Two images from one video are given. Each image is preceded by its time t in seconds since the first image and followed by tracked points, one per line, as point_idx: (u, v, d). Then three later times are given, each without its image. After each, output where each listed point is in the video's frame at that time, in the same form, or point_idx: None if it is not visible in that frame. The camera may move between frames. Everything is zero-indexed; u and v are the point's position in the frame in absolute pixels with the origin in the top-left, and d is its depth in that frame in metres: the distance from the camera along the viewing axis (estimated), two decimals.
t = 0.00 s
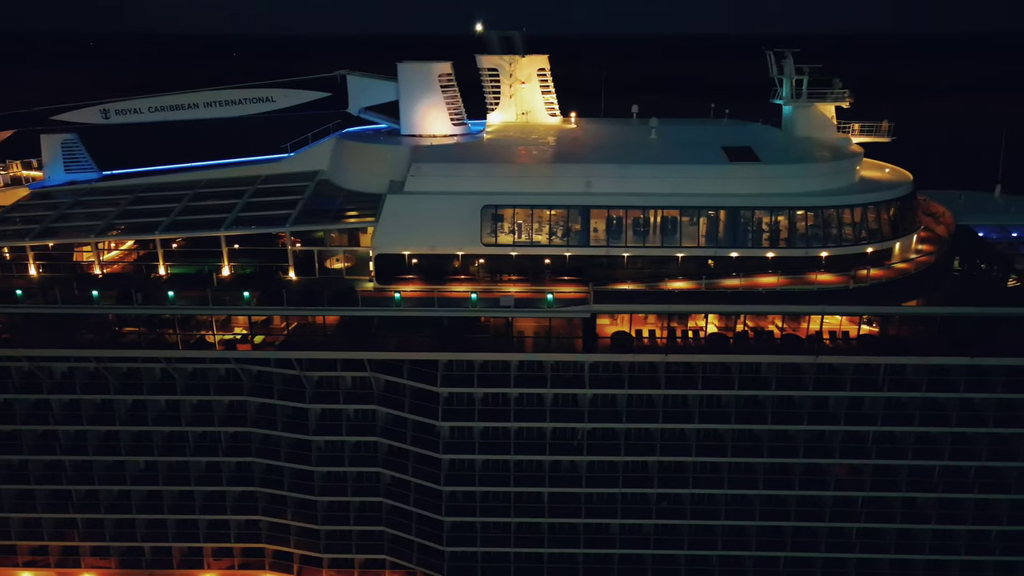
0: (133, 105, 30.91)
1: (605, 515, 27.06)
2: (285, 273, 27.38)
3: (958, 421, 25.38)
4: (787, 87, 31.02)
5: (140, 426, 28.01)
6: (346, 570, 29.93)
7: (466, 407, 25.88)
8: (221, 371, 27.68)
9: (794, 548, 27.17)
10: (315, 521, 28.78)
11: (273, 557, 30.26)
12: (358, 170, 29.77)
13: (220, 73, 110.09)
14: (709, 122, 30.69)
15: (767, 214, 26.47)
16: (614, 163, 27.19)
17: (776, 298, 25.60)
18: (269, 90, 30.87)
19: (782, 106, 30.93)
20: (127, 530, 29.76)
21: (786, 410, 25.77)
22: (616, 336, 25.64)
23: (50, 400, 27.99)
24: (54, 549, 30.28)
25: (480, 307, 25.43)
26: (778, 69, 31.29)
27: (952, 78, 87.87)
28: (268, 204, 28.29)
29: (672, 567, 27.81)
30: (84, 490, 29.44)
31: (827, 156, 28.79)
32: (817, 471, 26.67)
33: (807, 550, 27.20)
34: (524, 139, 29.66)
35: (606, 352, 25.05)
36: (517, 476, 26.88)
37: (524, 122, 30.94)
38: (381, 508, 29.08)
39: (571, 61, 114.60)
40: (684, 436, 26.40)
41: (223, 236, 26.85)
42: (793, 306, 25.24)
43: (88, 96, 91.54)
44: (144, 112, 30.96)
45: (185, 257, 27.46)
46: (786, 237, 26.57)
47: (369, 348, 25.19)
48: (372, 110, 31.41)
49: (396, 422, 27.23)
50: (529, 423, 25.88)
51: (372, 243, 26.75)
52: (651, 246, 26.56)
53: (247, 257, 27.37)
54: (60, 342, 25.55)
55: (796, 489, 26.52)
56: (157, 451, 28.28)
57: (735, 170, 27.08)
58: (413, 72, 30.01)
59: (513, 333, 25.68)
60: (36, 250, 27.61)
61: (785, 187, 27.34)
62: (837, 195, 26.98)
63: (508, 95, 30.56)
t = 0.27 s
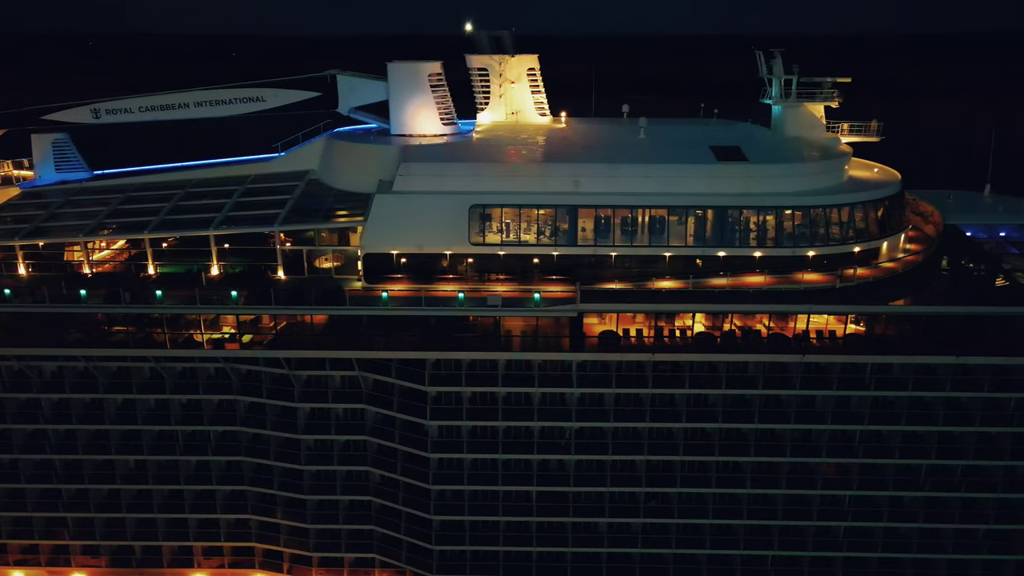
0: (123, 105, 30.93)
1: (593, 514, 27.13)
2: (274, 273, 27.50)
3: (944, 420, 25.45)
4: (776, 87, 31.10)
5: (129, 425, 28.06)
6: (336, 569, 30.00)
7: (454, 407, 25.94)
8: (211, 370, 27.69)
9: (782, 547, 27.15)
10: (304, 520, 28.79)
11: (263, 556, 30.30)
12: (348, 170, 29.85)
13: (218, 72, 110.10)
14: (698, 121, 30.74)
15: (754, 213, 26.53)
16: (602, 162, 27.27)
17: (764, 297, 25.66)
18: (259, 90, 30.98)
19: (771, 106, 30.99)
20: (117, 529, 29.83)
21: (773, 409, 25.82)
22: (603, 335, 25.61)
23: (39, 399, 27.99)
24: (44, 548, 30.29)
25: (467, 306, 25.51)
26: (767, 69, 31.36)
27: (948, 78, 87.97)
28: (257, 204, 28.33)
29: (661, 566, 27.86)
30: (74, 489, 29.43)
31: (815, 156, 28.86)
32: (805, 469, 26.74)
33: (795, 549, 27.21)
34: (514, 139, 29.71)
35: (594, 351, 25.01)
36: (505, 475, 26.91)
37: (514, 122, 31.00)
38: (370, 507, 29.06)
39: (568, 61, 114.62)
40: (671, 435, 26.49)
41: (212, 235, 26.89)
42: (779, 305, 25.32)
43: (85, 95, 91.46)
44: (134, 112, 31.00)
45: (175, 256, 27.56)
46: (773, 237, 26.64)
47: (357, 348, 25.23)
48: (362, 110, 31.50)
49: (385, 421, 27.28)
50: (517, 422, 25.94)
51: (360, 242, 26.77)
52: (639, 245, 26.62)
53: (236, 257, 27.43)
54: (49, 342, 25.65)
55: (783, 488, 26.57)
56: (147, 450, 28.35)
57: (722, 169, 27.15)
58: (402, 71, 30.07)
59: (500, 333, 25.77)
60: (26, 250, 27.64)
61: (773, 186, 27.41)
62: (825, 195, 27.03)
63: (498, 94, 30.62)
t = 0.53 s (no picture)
0: (113, 104, 30.96)
1: (581, 512, 27.21)
2: (262, 272, 27.61)
3: (930, 419, 25.53)
4: (765, 87, 31.15)
5: (118, 424, 28.10)
6: (325, 567, 30.07)
7: (442, 405, 26.01)
8: (200, 370, 27.77)
9: (769, 546, 27.21)
10: (293, 519, 28.87)
11: (252, 555, 30.35)
12: (337, 170, 29.91)
13: (215, 71, 110.14)
14: (687, 121, 30.79)
15: (741, 213, 26.59)
16: (590, 162, 27.32)
17: (750, 297, 25.70)
18: (249, 90, 31.00)
19: (760, 106, 31.06)
20: (108, 527, 29.88)
21: (760, 408, 25.92)
22: (590, 334, 25.72)
23: (29, 398, 27.97)
24: (35, 546, 30.29)
25: (454, 306, 25.54)
26: (756, 69, 31.40)
27: (943, 79, 88.12)
28: (246, 203, 28.36)
29: (649, 565, 27.90)
30: (63, 488, 29.40)
31: (803, 156, 28.92)
32: (792, 468, 26.81)
33: (782, 547, 27.25)
34: (503, 138, 29.74)
35: (581, 349, 25.12)
36: (493, 474, 26.94)
37: (503, 122, 31.05)
38: (359, 506, 29.04)
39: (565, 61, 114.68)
40: (658, 434, 26.57)
41: (200, 234, 26.93)
42: (767, 305, 25.33)
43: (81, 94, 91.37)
44: (125, 112, 31.02)
45: (164, 256, 27.64)
46: (760, 236, 26.71)
47: (345, 347, 25.30)
48: (352, 110, 31.54)
49: (373, 420, 27.33)
50: (504, 421, 26.00)
51: (348, 241, 26.78)
52: (627, 244, 26.68)
53: (224, 256, 27.51)
54: (38, 341, 25.72)
55: (770, 487, 26.62)
56: (136, 450, 28.41)
57: (710, 169, 27.20)
58: (391, 71, 30.10)
59: (488, 331, 25.84)
60: (15, 249, 27.75)
61: (760, 186, 27.45)
62: (812, 194, 27.08)
63: (487, 94, 30.66)
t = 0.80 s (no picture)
0: (103, 104, 31.03)
1: (568, 511, 27.31)
2: (251, 271, 27.67)
3: (915, 418, 25.66)
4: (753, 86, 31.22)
5: (107, 423, 28.16)
6: (315, 566, 30.14)
7: (429, 404, 26.09)
8: (189, 369, 27.82)
9: (756, 545, 27.26)
10: (282, 518, 28.95)
11: (242, 554, 30.42)
12: (326, 169, 29.99)
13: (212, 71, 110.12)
14: (675, 121, 30.85)
15: (728, 212, 26.65)
16: (577, 161, 27.40)
17: (737, 297, 25.71)
18: (239, 90, 31.07)
19: (749, 106, 31.12)
20: (97, 526, 29.92)
21: (745, 407, 26.01)
22: (576, 333, 25.78)
23: (18, 397, 28.00)
24: (24, 545, 30.32)
25: (440, 305, 25.62)
26: (745, 69, 31.48)
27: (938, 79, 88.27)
28: (235, 203, 28.44)
29: (636, 564, 27.96)
30: (53, 487, 29.43)
31: (790, 155, 28.99)
32: (778, 467, 26.88)
33: (769, 546, 27.29)
34: (491, 138, 29.80)
35: (567, 348, 25.18)
36: (480, 473, 27.00)
37: (492, 122, 31.11)
38: (347, 505, 29.10)
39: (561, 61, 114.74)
40: (645, 433, 26.68)
41: (189, 234, 27.01)
42: (754, 304, 25.39)
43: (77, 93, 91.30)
44: (115, 111, 31.06)
45: (153, 255, 27.73)
46: (746, 235, 26.77)
47: (331, 345, 25.58)
48: (341, 109, 31.62)
49: (361, 419, 27.41)
50: (491, 420, 26.06)
51: (335, 241, 26.81)
52: (613, 244, 26.75)
53: (212, 256, 27.59)
54: (27, 340, 25.81)
55: (756, 486, 26.69)
56: (125, 448, 28.52)
57: (696, 168, 27.27)
58: (380, 71, 30.17)
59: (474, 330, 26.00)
60: (5, 248, 27.83)
61: (747, 186, 27.52)
62: (799, 194, 27.15)
63: (476, 94, 30.74)
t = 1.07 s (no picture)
0: (93, 104, 31.01)
1: (555, 510, 27.38)
2: (239, 270, 27.75)
3: (901, 417, 25.73)
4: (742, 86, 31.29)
5: (96, 422, 28.19)
6: (303, 565, 30.18)
7: (416, 403, 26.14)
8: (177, 368, 27.91)
9: (742, 544, 27.40)
10: (270, 516, 29.00)
11: (231, 552, 30.47)
12: (314, 169, 30.05)
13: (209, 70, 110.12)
14: (664, 121, 30.91)
15: (714, 211, 26.72)
16: (564, 161, 27.47)
17: (722, 296, 25.76)
18: (228, 89, 31.16)
19: (737, 106, 31.16)
20: (86, 525, 29.92)
21: (731, 406, 26.08)
22: (563, 333, 25.83)
23: (6, 396, 28.02)
24: (13, 544, 30.31)
25: (426, 304, 25.68)
26: (733, 69, 31.55)
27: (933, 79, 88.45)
28: (224, 202, 28.52)
29: (624, 563, 28.02)
30: (42, 486, 29.45)
31: (778, 155, 29.05)
32: (765, 466, 26.95)
33: (756, 545, 27.43)
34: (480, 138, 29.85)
35: (554, 348, 25.22)
36: (468, 472, 27.05)
37: (481, 122, 31.16)
38: (336, 504, 29.16)
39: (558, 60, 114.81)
40: (632, 432, 26.76)
41: (177, 233, 27.07)
42: (739, 303, 25.49)
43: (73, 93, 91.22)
44: (103, 111, 30.94)
45: (142, 255, 27.80)
46: (733, 235, 26.84)
47: (319, 344, 25.71)
48: (330, 109, 31.68)
49: (349, 418, 27.49)
50: (478, 419, 26.12)
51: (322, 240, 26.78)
52: (600, 243, 26.82)
53: (200, 255, 27.66)
54: (15, 339, 25.88)
55: (742, 485, 26.77)
56: (114, 447, 28.59)
57: (684, 168, 27.33)
58: (369, 71, 30.23)
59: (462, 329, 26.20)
60: None
61: (734, 185, 27.56)
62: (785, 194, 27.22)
63: (465, 94, 30.80)
